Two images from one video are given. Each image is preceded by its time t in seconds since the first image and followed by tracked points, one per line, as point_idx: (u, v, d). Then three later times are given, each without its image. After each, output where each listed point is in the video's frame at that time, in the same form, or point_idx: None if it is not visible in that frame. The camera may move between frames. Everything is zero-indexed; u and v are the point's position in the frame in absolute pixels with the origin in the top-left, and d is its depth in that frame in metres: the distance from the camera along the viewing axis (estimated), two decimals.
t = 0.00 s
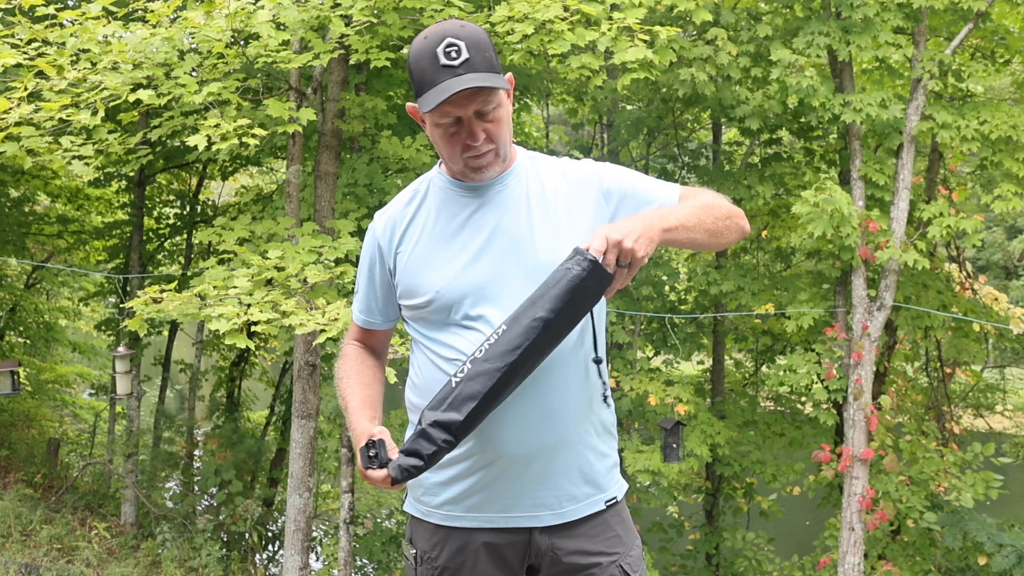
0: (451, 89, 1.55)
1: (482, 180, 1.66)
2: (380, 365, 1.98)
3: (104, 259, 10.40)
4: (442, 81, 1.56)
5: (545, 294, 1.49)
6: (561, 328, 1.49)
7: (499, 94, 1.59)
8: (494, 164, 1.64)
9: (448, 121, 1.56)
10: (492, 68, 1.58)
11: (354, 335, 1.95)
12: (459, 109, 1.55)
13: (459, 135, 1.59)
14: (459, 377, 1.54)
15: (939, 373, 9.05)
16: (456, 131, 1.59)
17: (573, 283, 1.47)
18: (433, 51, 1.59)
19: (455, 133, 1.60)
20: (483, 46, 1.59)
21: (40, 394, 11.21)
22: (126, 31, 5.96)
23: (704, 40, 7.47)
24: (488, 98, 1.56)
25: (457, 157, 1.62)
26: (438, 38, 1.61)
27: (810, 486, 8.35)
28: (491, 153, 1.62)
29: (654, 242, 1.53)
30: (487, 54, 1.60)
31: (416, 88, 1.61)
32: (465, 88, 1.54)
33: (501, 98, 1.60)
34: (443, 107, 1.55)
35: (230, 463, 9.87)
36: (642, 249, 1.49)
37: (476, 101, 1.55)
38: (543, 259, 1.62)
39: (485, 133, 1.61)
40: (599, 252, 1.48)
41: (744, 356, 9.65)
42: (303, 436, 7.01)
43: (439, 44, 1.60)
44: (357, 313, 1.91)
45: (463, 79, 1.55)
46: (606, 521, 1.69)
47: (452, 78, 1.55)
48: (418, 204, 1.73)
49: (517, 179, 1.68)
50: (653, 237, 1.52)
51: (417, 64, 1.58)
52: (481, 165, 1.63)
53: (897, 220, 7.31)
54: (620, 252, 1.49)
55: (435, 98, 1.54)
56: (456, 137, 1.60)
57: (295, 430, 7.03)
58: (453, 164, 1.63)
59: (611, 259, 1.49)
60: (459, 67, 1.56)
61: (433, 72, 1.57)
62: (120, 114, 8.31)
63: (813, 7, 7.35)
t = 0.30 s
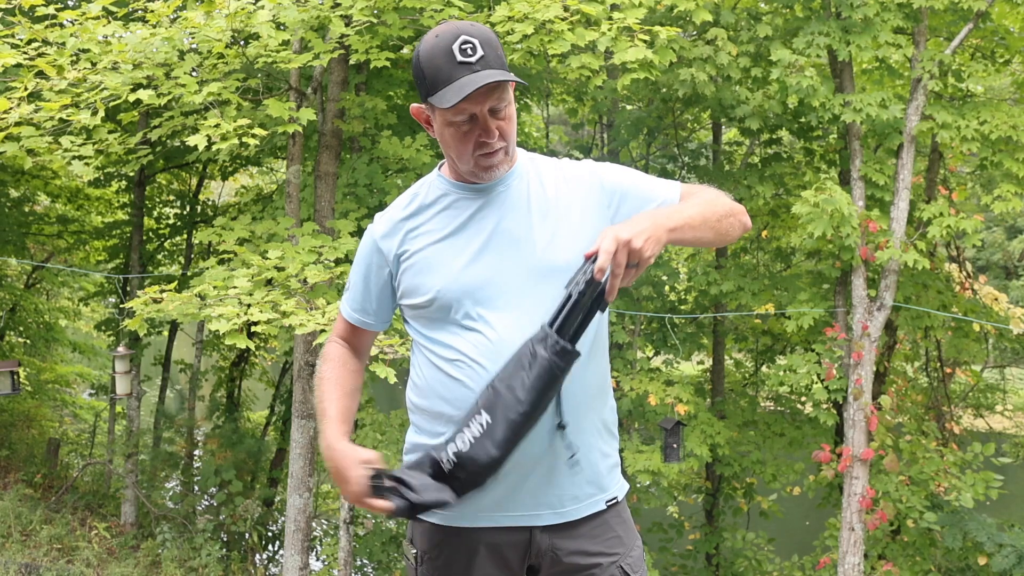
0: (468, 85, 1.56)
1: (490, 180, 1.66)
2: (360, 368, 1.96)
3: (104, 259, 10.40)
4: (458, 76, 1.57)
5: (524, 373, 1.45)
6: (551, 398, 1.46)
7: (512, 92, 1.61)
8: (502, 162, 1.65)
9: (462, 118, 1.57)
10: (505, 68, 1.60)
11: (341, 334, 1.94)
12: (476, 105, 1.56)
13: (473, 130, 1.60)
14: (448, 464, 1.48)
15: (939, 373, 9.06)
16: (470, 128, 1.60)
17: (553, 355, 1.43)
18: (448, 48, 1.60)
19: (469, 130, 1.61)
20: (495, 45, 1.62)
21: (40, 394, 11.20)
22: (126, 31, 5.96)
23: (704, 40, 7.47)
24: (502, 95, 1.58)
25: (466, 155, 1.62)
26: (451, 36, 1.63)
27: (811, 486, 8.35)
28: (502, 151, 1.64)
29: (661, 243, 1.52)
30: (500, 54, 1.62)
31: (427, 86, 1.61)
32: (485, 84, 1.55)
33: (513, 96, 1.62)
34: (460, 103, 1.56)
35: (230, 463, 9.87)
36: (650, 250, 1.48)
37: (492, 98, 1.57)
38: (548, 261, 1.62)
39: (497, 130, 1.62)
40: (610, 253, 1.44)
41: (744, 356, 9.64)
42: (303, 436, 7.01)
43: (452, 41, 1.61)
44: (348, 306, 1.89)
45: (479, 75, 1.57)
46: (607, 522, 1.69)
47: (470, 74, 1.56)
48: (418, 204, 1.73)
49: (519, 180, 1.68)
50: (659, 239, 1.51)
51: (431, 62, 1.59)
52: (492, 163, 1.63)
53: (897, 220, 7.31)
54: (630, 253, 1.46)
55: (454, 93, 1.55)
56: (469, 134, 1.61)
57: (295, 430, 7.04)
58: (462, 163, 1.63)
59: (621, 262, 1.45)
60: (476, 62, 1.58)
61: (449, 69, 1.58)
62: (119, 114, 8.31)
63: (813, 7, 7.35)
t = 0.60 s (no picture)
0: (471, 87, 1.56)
1: (489, 182, 1.66)
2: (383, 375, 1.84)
3: (104, 259, 10.40)
4: (461, 79, 1.57)
5: (526, 375, 1.49)
6: (555, 395, 1.50)
7: (513, 97, 1.61)
8: (502, 165, 1.65)
9: (463, 120, 1.57)
10: (508, 72, 1.60)
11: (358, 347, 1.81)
12: (477, 108, 1.56)
13: (474, 132, 1.60)
14: (477, 493, 1.53)
15: (939, 373, 9.05)
16: (470, 130, 1.59)
17: (553, 354, 1.48)
18: (453, 50, 1.60)
19: (470, 133, 1.60)
20: (499, 49, 1.61)
21: (40, 394, 11.20)
22: (126, 31, 5.96)
23: (704, 40, 7.47)
24: (504, 99, 1.58)
25: (466, 158, 1.62)
26: (457, 38, 1.62)
27: (810, 486, 8.35)
28: (501, 156, 1.64)
29: (652, 228, 1.54)
30: (504, 57, 1.62)
31: (430, 88, 1.61)
32: (487, 88, 1.55)
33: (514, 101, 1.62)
34: (462, 105, 1.55)
35: (230, 463, 9.87)
36: (639, 236, 1.49)
37: (493, 101, 1.56)
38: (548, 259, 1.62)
39: (498, 134, 1.62)
40: (595, 242, 1.46)
41: (744, 356, 9.64)
42: (303, 436, 7.01)
43: (458, 44, 1.61)
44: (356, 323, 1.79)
45: (482, 78, 1.56)
46: (608, 522, 1.69)
47: (473, 76, 1.56)
48: (419, 210, 1.72)
49: (518, 182, 1.69)
50: (647, 221, 1.52)
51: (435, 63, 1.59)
52: (491, 166, 1.63)
53: (897, 220, 7.31)
54: (619, 241, 1.47)
55: (457, 95, 1.54)
56: (469, 136, 1.61)
57: (295, 430, 7.03)
58: (461, 165, 1.63)
59: (613, 251, 1.47)
60: (480, 64, 1.57)
61: (452, 71, 1.58)
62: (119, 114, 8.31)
63: (813, 7, 7.35)
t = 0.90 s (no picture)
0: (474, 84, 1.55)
1: (493, 180, 1.65)
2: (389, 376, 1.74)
3: (104, 259, 10.39)
4: (463, 75, 1.55)
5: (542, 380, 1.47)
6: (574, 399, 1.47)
7: (516, 95, 1.60)
8: (504, 162, 1.64)
9: (467, 117, 1.56)
10: (510, 68, 1.59)
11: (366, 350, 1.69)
12: (480, 104, 1.54)
13: (478, 129, 1.59)
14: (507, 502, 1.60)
15: (939, 373, 9.04)
16: (473, 126, 1.58)
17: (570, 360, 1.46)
18: (456, 47, 1.58)
19: (472, 130, 1.59)
20: (502, 47, 1.60)
21: (40, 394, 11.19)
22: (126, 30, 5.94)
23: (704, 40, 7.46)
24: (507, 96, 1.57)
25: (471, 155, 1.61)
26: (460, 36, 1.61)
27: (811, 486, 8.34)
28: (503, 153, 1.63)
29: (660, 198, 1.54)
30: (506, 56, 1.61)
31: (431, 85, 1.59)
32: (491, 84, 1.54)
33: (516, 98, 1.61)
34: (466, 102, 1.54)
35: (229, 463, 9.86)
36: (650, 206, 1.50)
37: (497, 97, 1.55)
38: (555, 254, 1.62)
39: (500, 131, 1.61)
40: (609, 218, 1.45)
41: (744, 356, 9.63)
42: (303, 436, 7.00)
43: (461, 41, 1.60)
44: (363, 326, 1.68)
45: (486, 74, 1.55)
46: (613, 520, 1.67)
47: (477, 73, 1.54)
48: (423, 211, 1.70)
49: (519, 179, 1.69)
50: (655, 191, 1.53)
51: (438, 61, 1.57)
52: (494, 164, 1.62)
53: (898, 220, 7.30)
54: (633, 213, 1.47)
55: (460, 92, 1.53)
56: (472, 132, 1.59)
57: (295, 430, 7.02)
58: (464, 163, 1.62)
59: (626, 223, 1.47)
60: (483, 61, 1.56)
61: (455, 67, 1.56)
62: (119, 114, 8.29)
63: (813, 7, 7.34)
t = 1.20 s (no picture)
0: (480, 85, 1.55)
1: (496, 180, 1.65)
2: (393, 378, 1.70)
3: (104, 259, 10.39)
4: (468, 75, 1.55)
5: (543, 380, 1.47)
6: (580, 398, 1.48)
7: (519, 96, 1.61)
8: (506, 161, 1.64)
9: (471, 117, 1.56)
10: (515, 69, 1.59)
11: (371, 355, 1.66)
12: (485, 104, 1.55)
13: (482, 129, 1.59)
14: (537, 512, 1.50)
15: (939, 373, 9.04)
16: (477, 126, 1.58)
17: (578, 358, 1.46)
18: (461, 46, 1.58)
19: (476, 130, 1.59)
20: (507, 47, 1.60)
21: (40, 394, 11.19)
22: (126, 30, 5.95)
23: (704, 40, 7.45)
24: (511, 97, 1.58)
25: (474, 154, 1.61)
26: (466, 35, 1.61)
27: (811, 486, 8.33)
28: (505, 153, 1.63)
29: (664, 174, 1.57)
30: (511, 56, 1.61)
31: (435, 84, 1.58)
32: (496, 84, 1.54)
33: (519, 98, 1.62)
34: (472, 102, 1.54)
35: (229, 463, 9.86)
36: (653, 179, 1.52)
37: (502, 98, 1.56)
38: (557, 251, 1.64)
39: (503, 131, 1.61)
40: (615, 191, 1.47)
41: (744, 356, 9.63)
42: (303, 436, 6.99)
43: (467, 40, 1.59)
44: (366, 327, 1.65)
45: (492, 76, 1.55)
46: (614, 520, 1.68)
47: (483, 73, 1.54)
48: (423, 210, 1.69)
49: (521, 178, 1.70)
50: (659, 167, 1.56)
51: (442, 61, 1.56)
52: (497, 164, 1.62)
53: (897, 220, 7.30)
54: (638, 185, 1.50)
55: (465, 92, 1.53)
56: (476, 133, 1.59)
57: (295, 430, 7.02)
58: (467, 163, 1.61)
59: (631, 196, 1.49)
60: (489, 62, 1.56)
61: (460, 66, 1.56)
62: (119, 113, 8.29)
63: (813, 7, 7.34)
